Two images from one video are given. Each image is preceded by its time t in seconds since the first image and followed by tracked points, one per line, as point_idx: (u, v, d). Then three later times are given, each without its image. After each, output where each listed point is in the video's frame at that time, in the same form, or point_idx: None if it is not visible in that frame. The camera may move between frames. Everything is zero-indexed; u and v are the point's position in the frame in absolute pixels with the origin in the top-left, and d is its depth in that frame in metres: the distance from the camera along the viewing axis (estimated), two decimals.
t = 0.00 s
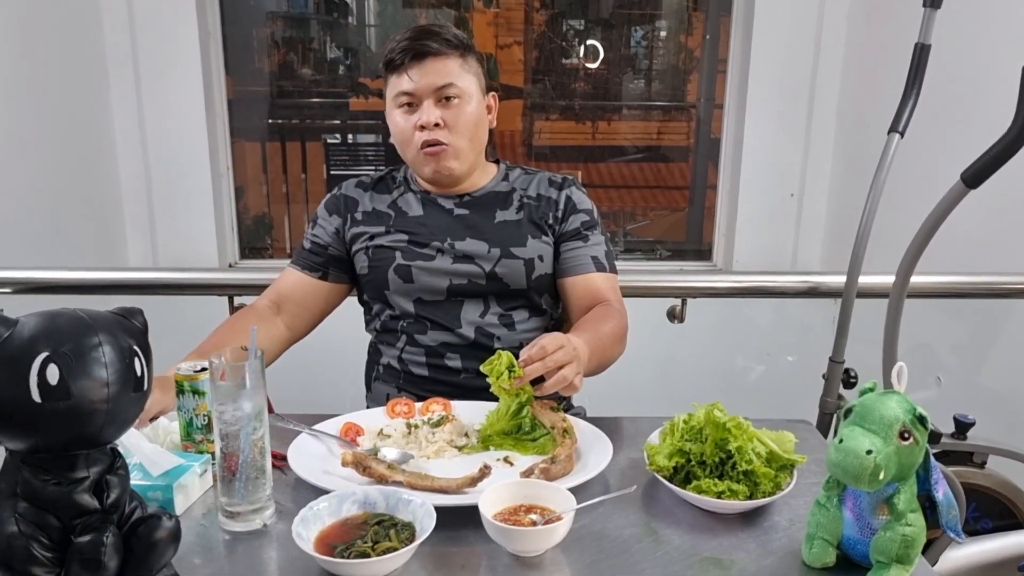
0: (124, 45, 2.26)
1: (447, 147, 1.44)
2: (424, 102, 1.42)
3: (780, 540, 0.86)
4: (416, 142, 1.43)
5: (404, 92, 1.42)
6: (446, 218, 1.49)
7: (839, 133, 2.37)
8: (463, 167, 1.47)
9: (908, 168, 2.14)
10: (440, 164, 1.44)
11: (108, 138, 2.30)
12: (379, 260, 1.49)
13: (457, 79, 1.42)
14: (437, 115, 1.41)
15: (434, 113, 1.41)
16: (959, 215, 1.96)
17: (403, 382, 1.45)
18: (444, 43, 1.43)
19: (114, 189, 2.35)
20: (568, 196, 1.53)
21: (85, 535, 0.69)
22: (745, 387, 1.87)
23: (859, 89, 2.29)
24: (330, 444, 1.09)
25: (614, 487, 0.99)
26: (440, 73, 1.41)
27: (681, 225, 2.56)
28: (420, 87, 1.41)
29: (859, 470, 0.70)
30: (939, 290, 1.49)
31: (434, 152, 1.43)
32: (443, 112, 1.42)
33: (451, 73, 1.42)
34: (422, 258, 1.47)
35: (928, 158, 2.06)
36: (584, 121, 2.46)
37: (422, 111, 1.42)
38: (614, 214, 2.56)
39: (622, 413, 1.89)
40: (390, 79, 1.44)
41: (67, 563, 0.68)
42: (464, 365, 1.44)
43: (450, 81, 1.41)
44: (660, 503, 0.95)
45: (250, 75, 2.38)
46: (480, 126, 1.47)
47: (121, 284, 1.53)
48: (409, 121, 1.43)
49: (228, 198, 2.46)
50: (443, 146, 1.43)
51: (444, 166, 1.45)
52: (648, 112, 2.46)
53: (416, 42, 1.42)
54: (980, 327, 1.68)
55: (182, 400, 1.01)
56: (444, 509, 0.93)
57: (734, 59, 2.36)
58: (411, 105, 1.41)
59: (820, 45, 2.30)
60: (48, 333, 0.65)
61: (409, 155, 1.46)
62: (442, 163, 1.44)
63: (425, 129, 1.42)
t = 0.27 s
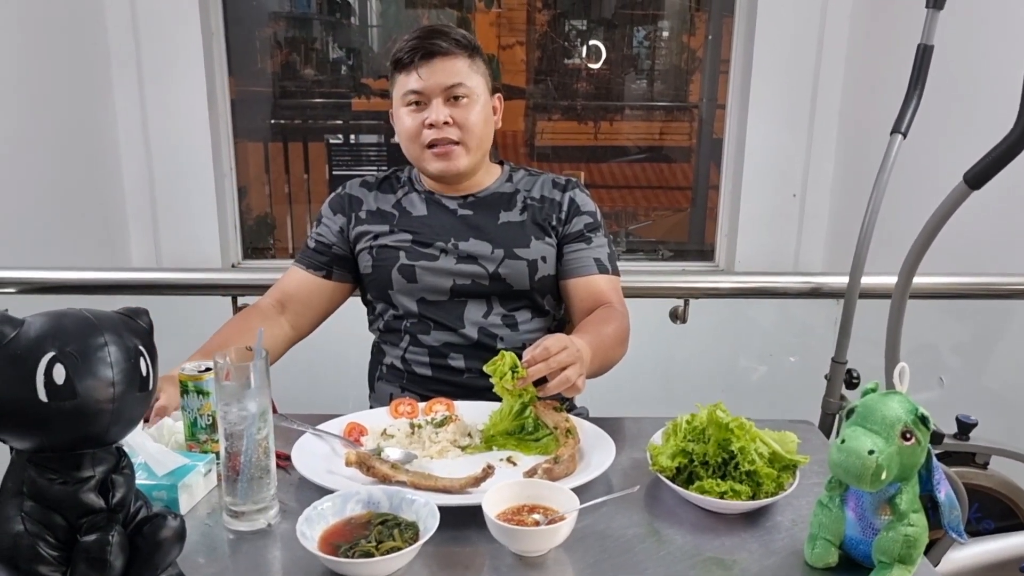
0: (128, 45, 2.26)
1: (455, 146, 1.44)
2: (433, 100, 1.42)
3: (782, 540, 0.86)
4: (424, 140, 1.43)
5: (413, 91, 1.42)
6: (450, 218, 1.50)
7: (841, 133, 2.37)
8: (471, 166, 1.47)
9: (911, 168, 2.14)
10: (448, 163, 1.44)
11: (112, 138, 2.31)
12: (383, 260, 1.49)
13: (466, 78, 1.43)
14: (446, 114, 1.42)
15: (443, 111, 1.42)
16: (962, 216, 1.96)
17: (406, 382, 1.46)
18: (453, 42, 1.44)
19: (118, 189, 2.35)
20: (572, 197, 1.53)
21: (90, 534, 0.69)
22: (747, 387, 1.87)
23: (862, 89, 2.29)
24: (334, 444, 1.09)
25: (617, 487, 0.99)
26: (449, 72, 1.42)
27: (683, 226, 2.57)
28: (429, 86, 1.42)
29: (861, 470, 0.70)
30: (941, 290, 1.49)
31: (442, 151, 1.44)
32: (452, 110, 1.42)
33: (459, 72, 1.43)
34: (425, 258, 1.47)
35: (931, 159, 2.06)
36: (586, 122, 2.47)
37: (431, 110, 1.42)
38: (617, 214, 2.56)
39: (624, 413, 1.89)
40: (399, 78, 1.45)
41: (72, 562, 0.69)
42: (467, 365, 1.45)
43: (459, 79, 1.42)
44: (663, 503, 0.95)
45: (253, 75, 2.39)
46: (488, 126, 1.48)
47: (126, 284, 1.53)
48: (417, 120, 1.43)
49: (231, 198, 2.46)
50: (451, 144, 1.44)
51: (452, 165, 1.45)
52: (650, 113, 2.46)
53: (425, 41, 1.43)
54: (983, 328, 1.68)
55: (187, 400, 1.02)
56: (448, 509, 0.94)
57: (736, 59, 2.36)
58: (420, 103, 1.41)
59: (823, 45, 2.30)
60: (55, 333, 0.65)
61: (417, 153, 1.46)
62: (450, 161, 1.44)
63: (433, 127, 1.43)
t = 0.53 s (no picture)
0: (130, 45, 2.27)
1: (459, 144, 1.44)
2: (437, 99, 1.43)
3: (783, 539, 0.86)
4: (428, 138, 1.44)
5: (416, 90, 1.43)
6: (452, 217, 1.50)
7: (843, 133, 2.37)
8: (474, 165, 1.47)
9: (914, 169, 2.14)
10: (450, 161, 1.44)
11: (115, 139, 2.32)
12: (385, 260, 1.49)
13: (469, 77, 1.44)
14: (449, 112, 1.42)
15: (446, 109, 1.42)
16: (963, 217, 1.96)
17: (408, 381, 1.46)
18: (456, 42, 1.45)
19: (120, 189, 2.36)
20: (574, 197, 1.53)
21: (94, 531, 0.69)
22: (749, 387, 1.87)
23: (863, 90, 2.29)
24: (336, 443, 1.10)
25: (618, 486, 0.99)
26: (453, 70, 1.42)
27: (684, 226, 2.57)
28: (432, 84, 1.42)
29: (862, 468, 0.70)
30: (942, 290, 1.49)
31: (445, 149, 1.44)
32: (455, 109, 1.43)
33: (462, 72, 1.43)
34: (428, 257, 1.48)
35: (932, 160, 2.06)
36: (588, 122, 2.47)
37: (434, 109, 1.43)
38: (618, 215, 2.56)
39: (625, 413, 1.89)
40: (402, 77, 1.45)
41: (76, 560, 0.69)
42: (469, 365, 1.45)
43: (462, 78, 1.43)
44: (664, 502, 0.96)
45: (256, 75, 2.39)
46: (491, 125, 1.48)
47: (128, 283, 1.54)
48: (420, 118, 1.43)
49: (233, 198, 2.47)
50: (453, 143, 1.44)
51: (454, 163, 1.45)
52: (652, 113, 2.46)
53: (429, 41, 1.44)
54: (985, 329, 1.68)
55: (189, 399, 1.02)
56: (450, 508, 0.94)
57: (738, 60, 2.36)
58: (423, 102, 1.42)
59: (824, 46, 2.30)
60: (58, 331, 0.66)
61: (420, 152, 1.46)
62: (453, 160, 1.44)
63: (436, 126, 1.43)
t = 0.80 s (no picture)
0: (133, 46, 2.27)
1: (460, 144, 1.44)
2: (438, 99, 1.43)
3: (786, 539, 0.86)
4: (429, 138, 1.44)
5: (418, 90, 1.43)
6: (455, 218, 1.50)
7: (846, 133, 2.37)
8: (475, 165, 1.47)
9: (917, 169, 2.14)
10: (452, 161, 1.44)
11: (118, 139, 2.32)
12: (388, 260, 1.50)
13: (470, 77, 1.44)
14: (451, 112, 1.42)
15: (448, 109, 1.42)
16: (966, 218, 1.96)
17: (410, 382, 1.46)
18: (457, 42, 1.45)
19: (123, 189, 2.36)
20: (576, 198, 1.53)
21: (98, 531, 0.70)
22: (751, 388, 1.87)
23: (866, 90, 2.29)
24: (339, 443, 1.10)
25: (620, 486, 0.99)
26: (454, 71, 1.43)
27: (686, 227, 2.57)
28: (434, 85, 1.42)
29: (865, 469, 0.70)
30: (945, 291, 1.49)
31: (446, 149, 1.44)
32: (457, 109, 1.43)
33: (463, 71, 1.44)
34: (430, 257, 1.48)
35: (935, 160, 2.06)
36: (590, 123, 2.47)
37: (435, 108, 1.43)
38: (620, 215, 2.56)
39: (627, 413, 1.89)
40: (403, 78, 1.46)
41: (80, 559, 0.69)
42: (471, 365, 1.45)
43: (464, 78, 1.43)
44: (667, 503, 0.96)
45: (258, 76, 2.40)
46: (493, 125, 1.48)
47: (131, 284, 1.54)
48: (422, 118, 1.44)
49: (235, 198, 2.47)
50: (455, 142, 1.44)
51: (456, 163, 1.45)
52: (654, 114, 2.47)
53: (430, 41, 1.44)
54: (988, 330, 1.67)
55: (192, 399, 1.03)
56: (453, 508, 0.94)
57: (740, 60, 2.36)
58: (424, 101, 1.42)
59: (826, 46, 2.30)
60: (62, 331, 0.66)
61: (422, 152, 1.46)
62: (454, 159, 1.44)
63: (438, 125, 1.43)
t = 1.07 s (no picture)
0: (136, 48, 2.28)
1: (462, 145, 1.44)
2: (440, 100, 1.43)
3: (788, 541, 0.87)
4: (431, 139, 1.44)
5: (420, 91, 1.43)
6: (458, 219, 1.50)
7: (848, 135, 2.37)
8: (478, 166, 1.47)
9: (919, 171, 2.14)
10: (454, 162, 1.44)
11: (121, 141, 2.33)
12: (391, 261, 1.50)
13: (472, 79, 1.44)
14: (453, 113, 1.43)
15: (450, 111, 1.42)
16: (968, 220, 1.96)
17: (413, 383, 1.47)
18: (459, 44, 1.46)
19: (126, 191, 2.37)
20: (579, 200, 1.53)
21: (102, 531, 0.70)
22: (753, 390, 1.87)
23: (868, 93, 2.30)
24: (342, 444, 1.10)
25: (623, 488, 0.99)
26: (456, 72, 1.43)
27: (688, 229, 2.57)
28: (436, 86, 1.43)
29: (867, 471, 0.70)
30: (947, 293, 1.49)
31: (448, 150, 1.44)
32: (458, 110, 1.43)
33: (465, 73, 1.44)
34: (433, 259, 1.48)
35: (938, 163, 2.06)
36: (592, 125, 2.47)
37: (437, 110, 1.43)
38: (622, 217, 2.56)
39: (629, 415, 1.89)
40: (406, 79, 1.46)
41: (84, 559, 0.69)
42: (474, 366, 1.45)
43: (465, 79, 1.43)
44: (669, 504, 0.96)
45: (261, 77, 2.40)
46: (495, 127, 1.49)
47: (134, 285, 1.55)
48: (424, 119, 1.44)
49: (238, 200, 2.48)
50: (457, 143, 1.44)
51: (458, 164, 1.45)
52: (656, 116, 2.47)
53: (432, 43, 1.45)
54: (991, 332, 1.67)
55: (196, 399, 1.03)
56: (455, 509, 0.94)
57: (742, 62, 2.37)
58: (426, 102, 1.42)
59: (828, 49, 2.30)
60: (67, 332, 0.66)
61: (423, 153, 1.46)
62: (456, 160, 1.45)
63: (440, 126, 1.43)
